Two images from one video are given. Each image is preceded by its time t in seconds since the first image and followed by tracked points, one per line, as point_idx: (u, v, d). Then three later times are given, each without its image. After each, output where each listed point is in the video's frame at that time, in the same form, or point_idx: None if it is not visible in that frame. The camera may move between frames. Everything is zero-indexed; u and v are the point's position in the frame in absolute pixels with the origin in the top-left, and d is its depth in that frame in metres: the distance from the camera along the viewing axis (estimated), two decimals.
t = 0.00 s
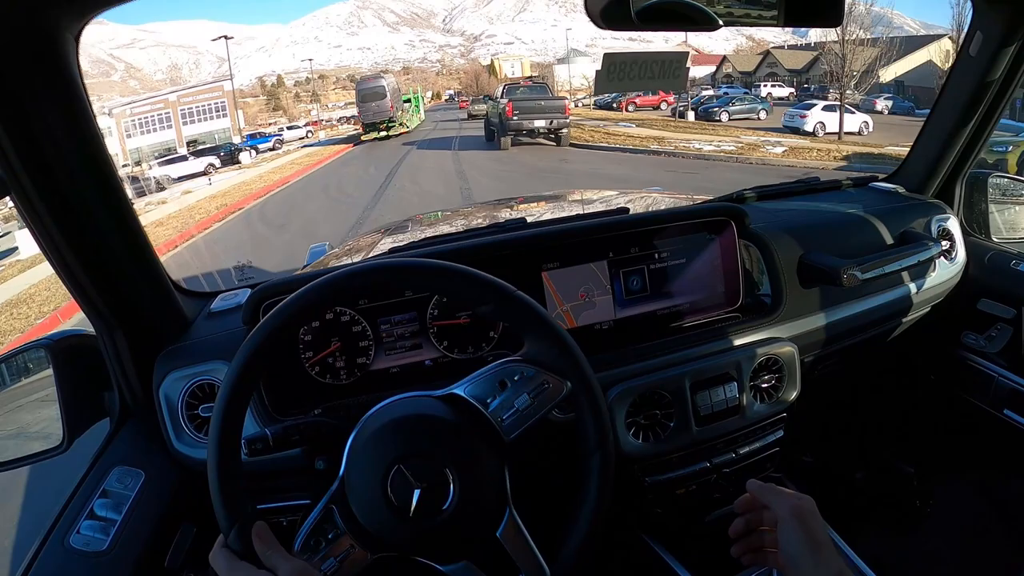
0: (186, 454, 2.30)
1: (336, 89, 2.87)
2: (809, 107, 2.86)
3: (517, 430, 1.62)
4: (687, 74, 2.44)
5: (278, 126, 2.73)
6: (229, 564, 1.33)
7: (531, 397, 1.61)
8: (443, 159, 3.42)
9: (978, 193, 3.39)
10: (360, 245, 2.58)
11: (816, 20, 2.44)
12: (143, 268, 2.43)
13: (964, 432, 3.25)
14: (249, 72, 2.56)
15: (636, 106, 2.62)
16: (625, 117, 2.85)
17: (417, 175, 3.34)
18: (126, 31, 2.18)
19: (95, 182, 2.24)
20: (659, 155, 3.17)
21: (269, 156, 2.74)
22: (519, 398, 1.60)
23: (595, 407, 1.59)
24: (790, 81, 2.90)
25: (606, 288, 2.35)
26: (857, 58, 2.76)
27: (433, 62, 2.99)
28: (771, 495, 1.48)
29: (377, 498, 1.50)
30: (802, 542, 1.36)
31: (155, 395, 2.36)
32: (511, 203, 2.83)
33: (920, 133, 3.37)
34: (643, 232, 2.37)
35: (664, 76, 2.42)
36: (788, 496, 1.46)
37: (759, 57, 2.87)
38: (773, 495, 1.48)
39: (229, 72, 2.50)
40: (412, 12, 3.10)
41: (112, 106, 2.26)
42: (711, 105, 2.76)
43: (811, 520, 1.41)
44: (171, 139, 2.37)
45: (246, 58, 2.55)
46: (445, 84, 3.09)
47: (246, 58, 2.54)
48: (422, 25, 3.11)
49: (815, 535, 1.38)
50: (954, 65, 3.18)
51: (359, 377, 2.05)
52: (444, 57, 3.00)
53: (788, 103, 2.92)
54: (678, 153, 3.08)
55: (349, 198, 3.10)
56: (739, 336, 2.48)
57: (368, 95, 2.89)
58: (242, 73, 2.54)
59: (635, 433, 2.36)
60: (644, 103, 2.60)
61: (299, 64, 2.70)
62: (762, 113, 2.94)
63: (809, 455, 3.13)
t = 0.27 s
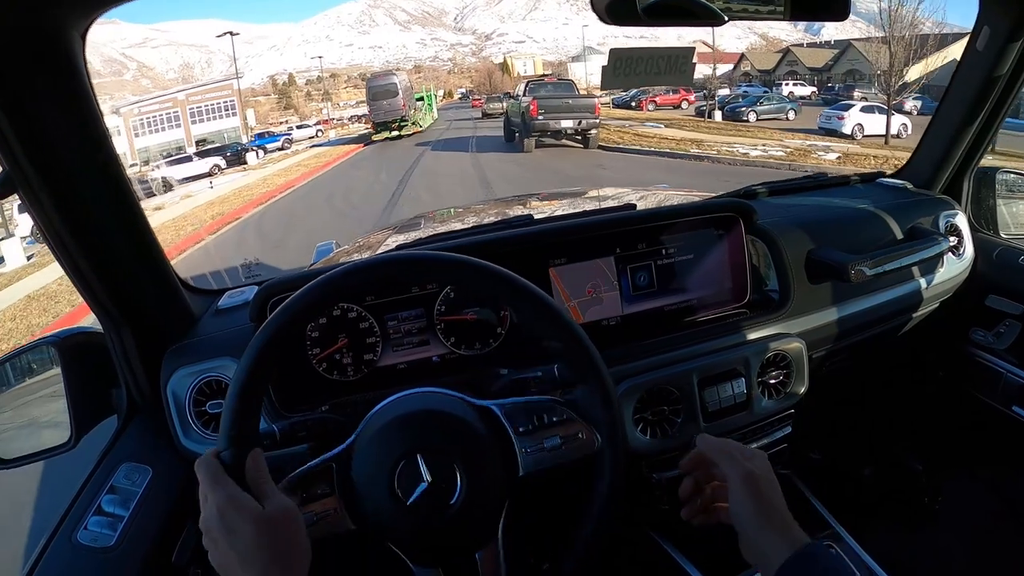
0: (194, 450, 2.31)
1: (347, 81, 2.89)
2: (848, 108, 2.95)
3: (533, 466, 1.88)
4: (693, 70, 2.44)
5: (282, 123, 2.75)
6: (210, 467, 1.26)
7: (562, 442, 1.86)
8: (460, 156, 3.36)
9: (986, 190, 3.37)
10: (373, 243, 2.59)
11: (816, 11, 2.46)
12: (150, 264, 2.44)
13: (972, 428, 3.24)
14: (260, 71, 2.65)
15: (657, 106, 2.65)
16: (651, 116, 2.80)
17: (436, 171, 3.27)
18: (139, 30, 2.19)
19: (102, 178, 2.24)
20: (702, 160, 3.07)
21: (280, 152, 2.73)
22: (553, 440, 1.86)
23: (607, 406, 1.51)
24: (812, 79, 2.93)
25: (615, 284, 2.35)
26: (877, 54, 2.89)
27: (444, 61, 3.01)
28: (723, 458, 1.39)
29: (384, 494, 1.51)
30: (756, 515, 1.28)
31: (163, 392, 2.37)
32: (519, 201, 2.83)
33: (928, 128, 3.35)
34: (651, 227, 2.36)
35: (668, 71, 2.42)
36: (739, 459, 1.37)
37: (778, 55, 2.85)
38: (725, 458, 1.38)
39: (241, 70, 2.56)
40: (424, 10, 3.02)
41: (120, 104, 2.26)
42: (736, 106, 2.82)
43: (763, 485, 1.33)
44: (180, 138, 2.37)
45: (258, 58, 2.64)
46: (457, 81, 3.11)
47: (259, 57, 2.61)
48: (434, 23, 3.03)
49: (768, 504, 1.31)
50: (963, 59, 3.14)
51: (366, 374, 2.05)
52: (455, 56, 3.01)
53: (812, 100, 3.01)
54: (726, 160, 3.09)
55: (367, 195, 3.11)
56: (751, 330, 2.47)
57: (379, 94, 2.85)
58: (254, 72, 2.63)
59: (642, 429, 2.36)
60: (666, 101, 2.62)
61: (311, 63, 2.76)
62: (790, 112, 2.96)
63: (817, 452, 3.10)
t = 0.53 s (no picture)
0: (214, 441, 2.31)
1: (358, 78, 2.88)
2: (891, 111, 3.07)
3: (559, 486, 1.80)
4: (716, 63, 2.43)
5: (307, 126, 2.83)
6: (244, 400, 1.22)
7: (594, 465, 1.77)
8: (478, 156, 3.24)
9: (1005, 187, 3.36)
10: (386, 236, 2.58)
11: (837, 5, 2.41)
12: (174, 255, 2.45)
13: (991, 425, 3.23)
14: (274, 70, 2.65)
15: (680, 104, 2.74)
16: (683, 116, 2.86)
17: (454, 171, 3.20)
18: (153, 29, 2.21)
19: (126, 168, 2.25)
20: (754, 167, 3.10)
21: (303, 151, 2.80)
22: (586, 463, 1.77)
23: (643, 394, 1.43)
24: (835, 77, 2.96)
25: (638, 276, 2.35)
26: (905, 54, 2.96)
27: (457, 59, 2.93)
28: (642, 421, 1.27)
29: (414, 484, 1.51)
30: (702, 473, 1.21)
31: (183, 382, 2.37)
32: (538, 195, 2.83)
33: (947, 125, 3.32)
34: (672, 220, 2.35)
35: (692, 64, 2.41)
36: (662, 415, 1.25)
37: (798, 53, 2.81)
38: (648, 421, 1.26)
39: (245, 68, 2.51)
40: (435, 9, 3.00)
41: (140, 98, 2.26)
42: (767, 105, 2.86)
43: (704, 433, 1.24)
44: (190, 137, 2.36)
45: (271, 56, 2.63)
46: (470, 79, 3.04)
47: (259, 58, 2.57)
48: (447, 22, 3.01)
49: (713, 448, 1.24)
50: (982, 56, 3.12)
51: (388, 365, 2.05)
52: (468, 53, 2.94)
53: (841, 100, 3.01)
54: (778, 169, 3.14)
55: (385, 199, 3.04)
56: (774, 323, 2.48)
57: (392, 90, 2.84)
58: (267, 71, 2.62)
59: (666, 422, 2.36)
60: (689, 100, 2.74)
61: (323, 60, 2.76)
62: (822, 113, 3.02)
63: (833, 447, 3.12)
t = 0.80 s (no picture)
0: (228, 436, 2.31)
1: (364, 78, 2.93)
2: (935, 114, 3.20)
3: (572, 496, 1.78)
4: (735, 63, 2.45)
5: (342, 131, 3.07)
6: (277, 364, 1.20)
7: (613, 484, 1.78)
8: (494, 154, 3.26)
9: (1020, 192, 3.35)
10: (391, 237, 2.58)
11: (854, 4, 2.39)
12: (190, 248, 2.45)
13: (1005, 431, 3.21)
14: (282, 68, 2.80)
15: (699, 103, 2.89)
16: (712, 117, 2.99)
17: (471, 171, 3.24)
18: (162, 27, 2.22)
19: (144, 161, 2.25)
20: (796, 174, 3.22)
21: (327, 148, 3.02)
22: (604, 482, 1.77)
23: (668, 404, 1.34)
24: (857, 78, 2.95)
25: (655, 277, 2.34)
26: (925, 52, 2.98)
27: (467, 57, 3.11)
28: (635, 442, 1.29)
29: (434, 483, 1.51)
30: (677, 504, 1.20)
31: (198, 377, 2.37)
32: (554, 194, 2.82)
33: (964, 129, 3.30)
34: (690, 221, 2.35)
35: (711, 66, 2.42)
36: (651, 437, 1.26)
37: (814, 53, 2.82)
38: (636, 442, 1.27)
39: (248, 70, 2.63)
40: (445, 8, 3.18)
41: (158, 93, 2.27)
42: (795, 106, 2.89)
43: (685, 464, 1.22)
44: (196, 133, 2.44)
45: (280, 54, 2.76)
46: (479, 78, 3.25)
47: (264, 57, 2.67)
48: (457, 19, 3.20)
49: (693, 482, 1.21)
50: (999, 59, 3.10)
51: (405, 362, 2.05)
52: (476, 51, 3.15)
53: (864, 101, 3.01)
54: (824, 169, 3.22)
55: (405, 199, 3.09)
56: (790, 327, 2.47)
57: (401, 88, 2.80)
58: (276, 69, 2.77)
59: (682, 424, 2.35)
60: (709, 99, 2.90)
61: (331, 58, 2.90)
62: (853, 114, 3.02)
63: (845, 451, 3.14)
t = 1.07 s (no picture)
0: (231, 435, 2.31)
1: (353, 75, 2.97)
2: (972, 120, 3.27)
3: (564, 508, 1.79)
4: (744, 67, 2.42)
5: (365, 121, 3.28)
6: (307, 328, 1.18)
7: (605, 516, 1.71)
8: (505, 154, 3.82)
9: None
10: (395, 238, 2.58)
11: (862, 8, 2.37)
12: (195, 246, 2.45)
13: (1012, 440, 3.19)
14: (287, 65, 2.77)
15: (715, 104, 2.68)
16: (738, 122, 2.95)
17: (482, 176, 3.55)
18: (166, 24, 2.21)
19: (147, 159, 2.25)
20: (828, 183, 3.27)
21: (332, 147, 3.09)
22: (598, 514, 1.70)
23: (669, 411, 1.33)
24: (870, 78, 2.87)
25: (660, 282, 2.34)
26: (941, 52, 2.92)
27: (470, 55, 3.09)
28: (634, 482, 1.29)
29: (436, 485, 1.52)
30: (660, 552, 1.22)
31: (202, 376, 2.37)
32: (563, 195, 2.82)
33: (973, 135, 3.28)
34: (695, 226, 2.34)
35: (721, 68, 2.40)
36: (649, 479, 1.27)
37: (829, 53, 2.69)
38: (634, 484, 1.28)
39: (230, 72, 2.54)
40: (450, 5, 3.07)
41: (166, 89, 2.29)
42: (818, 109, 2.90)
43: (676, 516, 1.22)
44: (195, 131, 2.41)
45: (285, 50, 2.72)
46: (483, 76, 3.18)
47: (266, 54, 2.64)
48: (461, 18, 3.09)
49: (680, 533, 1.22)
50: (1010, 65, 3.07)
51: (409, 364, 2.06)
52: (482, 51, 3.06)
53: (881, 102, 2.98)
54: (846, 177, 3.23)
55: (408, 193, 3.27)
56: (794, 333, 2.46)
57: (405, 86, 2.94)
58: (280, 65, 2.73)
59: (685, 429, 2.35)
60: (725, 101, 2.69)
61: (334, 56, 2.86)
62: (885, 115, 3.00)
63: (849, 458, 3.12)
